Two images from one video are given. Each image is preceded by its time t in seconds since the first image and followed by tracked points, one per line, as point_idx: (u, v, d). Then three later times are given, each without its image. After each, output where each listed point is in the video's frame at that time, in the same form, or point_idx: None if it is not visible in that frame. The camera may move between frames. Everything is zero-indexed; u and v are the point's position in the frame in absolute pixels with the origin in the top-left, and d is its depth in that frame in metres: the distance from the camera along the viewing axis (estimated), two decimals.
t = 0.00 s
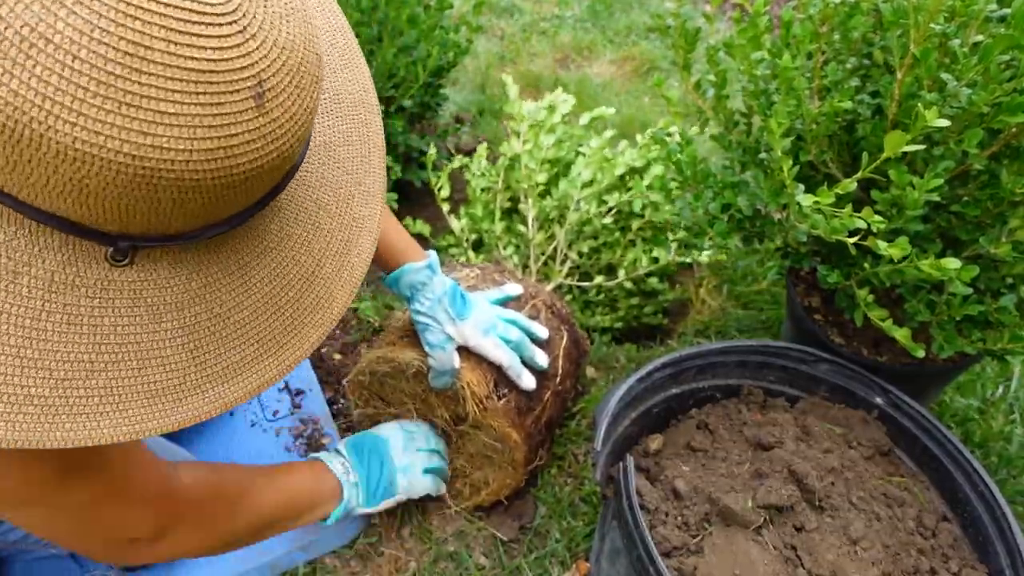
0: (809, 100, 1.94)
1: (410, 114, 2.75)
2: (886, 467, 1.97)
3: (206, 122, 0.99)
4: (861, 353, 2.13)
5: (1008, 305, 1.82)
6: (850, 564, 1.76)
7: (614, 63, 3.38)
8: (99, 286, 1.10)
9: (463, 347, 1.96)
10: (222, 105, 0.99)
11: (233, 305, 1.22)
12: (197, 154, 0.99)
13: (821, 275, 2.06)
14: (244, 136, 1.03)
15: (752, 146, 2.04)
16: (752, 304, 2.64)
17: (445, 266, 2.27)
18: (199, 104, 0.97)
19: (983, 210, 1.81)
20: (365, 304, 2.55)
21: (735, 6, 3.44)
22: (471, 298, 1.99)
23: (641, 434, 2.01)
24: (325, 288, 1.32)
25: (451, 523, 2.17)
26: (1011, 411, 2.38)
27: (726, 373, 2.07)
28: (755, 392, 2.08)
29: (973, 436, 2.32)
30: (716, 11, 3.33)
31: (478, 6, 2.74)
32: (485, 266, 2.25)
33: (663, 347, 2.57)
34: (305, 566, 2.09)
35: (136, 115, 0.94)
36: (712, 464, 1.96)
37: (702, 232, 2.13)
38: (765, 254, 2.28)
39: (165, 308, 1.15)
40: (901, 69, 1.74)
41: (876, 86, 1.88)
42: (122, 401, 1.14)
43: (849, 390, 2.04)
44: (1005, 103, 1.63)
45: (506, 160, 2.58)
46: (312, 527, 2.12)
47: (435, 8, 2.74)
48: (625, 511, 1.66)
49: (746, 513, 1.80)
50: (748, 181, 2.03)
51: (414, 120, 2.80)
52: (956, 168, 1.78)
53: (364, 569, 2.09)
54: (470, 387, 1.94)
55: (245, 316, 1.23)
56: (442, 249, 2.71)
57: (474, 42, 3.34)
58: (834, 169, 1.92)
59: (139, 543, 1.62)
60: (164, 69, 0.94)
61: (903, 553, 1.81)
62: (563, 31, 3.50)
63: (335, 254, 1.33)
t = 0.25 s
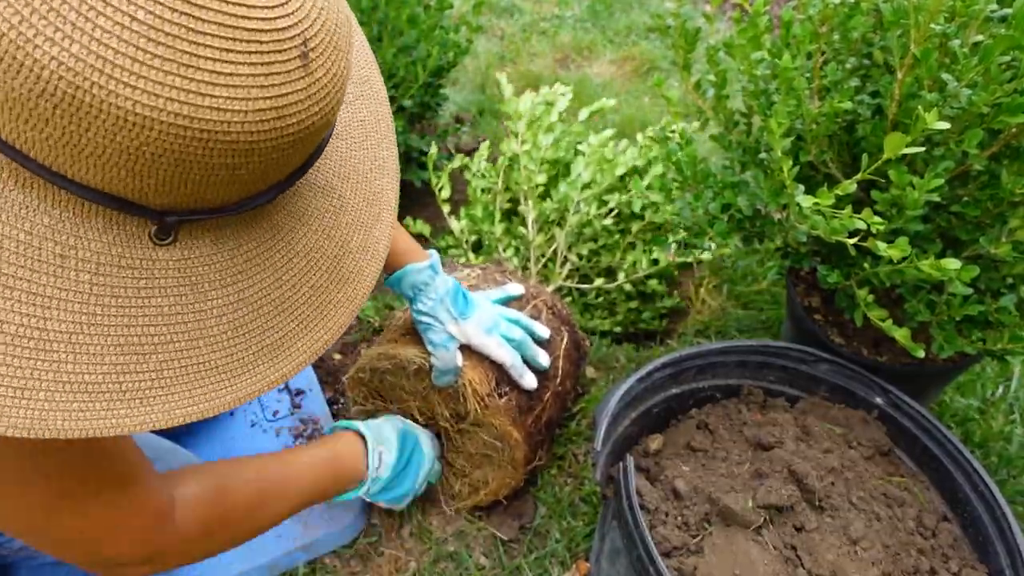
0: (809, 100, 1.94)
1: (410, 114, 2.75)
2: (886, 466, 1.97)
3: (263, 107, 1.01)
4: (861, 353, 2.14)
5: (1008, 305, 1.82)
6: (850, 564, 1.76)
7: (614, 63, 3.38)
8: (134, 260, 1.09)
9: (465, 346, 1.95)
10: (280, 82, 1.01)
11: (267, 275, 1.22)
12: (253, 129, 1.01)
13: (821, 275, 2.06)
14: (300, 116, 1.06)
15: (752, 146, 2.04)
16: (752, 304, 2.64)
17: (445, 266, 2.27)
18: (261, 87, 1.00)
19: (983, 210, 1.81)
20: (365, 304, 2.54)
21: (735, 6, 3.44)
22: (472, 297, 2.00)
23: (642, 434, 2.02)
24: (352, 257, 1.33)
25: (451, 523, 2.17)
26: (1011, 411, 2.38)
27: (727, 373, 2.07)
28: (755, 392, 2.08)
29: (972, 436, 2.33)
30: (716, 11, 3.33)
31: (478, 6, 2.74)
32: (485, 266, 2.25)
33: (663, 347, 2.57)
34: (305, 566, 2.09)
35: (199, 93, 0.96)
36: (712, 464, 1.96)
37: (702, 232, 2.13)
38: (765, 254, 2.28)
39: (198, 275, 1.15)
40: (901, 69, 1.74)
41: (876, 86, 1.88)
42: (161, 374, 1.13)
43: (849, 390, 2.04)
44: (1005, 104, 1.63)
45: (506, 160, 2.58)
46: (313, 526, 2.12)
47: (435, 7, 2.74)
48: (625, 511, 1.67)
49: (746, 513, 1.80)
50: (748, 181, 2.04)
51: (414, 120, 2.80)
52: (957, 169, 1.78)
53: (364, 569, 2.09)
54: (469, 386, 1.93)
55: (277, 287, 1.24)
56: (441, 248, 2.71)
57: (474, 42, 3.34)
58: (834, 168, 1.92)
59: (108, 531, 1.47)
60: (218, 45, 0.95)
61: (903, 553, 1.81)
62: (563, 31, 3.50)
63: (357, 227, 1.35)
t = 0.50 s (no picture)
0: (808, 100, 1.94)
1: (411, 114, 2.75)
2: (886, 466, 1.97)
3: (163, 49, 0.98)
4: (860, 353, 2.14)
5: (1007, 305, 1.82)
6: (850, 564, 1.76)
7: (614, 64, 3.39)
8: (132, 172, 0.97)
9: (371, 298, 2.00)
10: (185, 31, 0.99)
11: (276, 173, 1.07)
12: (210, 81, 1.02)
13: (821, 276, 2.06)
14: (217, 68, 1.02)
15: (752, 146, 2.04)
16: (752, 304, 2.64)
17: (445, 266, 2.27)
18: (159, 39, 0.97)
19: (982, 210, 1.81)
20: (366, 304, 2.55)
21: (735, 6, 3.44)
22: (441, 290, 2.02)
23: (641, 433, 2.02)
24: (383, 152, 1.21)
25: (451, 523, 2.17)
26: (1011, 411, 2.38)
27: (726, 373, 2.08)
28: (755, 392, 2.08)
29: (972, 435, 2.32)
30: (716, 11, 3.33)
31: (478, 6, 2.74)
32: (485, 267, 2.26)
33: (662, 347, 2.57)
34: (305, 566, 2.10)
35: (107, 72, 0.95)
36: (712, 464, 1.96)
37: (702, 232, 2.14)
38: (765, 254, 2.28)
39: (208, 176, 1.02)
40: (900, 69, 1.74)
41: (875, 86, 1.89)
42: (191, 185, 1.00)
43: (849, 389, 2.04)
44: (1004, 103, 1.63)
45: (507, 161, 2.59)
46: (312, 526, 2.13)
47: (435, 8, 2.74)
48: (625, 511, 1.67)
49: (746, 513, 1.80)
50: (748, 181, 2.04)
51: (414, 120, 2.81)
52: (956, 168, 1.79)
53: (365, 569, 2.10)
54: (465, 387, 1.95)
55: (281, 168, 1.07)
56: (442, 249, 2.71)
57: (474, 42, 3.35)
58: (833, 169, 1.92)
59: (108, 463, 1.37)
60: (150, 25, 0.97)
61: (903, 553, 1.81)
62: (563, 31, 3.50)
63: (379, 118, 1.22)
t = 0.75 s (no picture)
0: (808, 101, 1.94)
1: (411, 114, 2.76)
2: (885, 466, 1.97)
3: None
4: (860, 353, 2.14)
5: (1006, 306, 1.83)
6: (849, 563, 1.77)
7: (614, 64, 3.39)
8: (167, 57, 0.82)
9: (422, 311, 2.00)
10: None
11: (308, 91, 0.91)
12: None
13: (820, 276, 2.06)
14: None
15: (751, 146, 2.05)
16: (752, 304, 2.65)
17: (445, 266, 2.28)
18: None
19: (981, 211, 1.82)
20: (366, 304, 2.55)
21: (735, 6, 3.45)
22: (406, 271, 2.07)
23: (641, 433, 2.02)
24: (416, 70, 1.11)
25: (451, 522, 2.17)
26: (1010, 411, 2.38)
27: (726, 373, 2.08)
28: (755, 392, 2.08)
29: (971, 435, 2.33)
30: (716, 11, 3.33)
31: (478, 7, 2.75)
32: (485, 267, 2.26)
33: (662, 347, 2.57)
34: (306, 565, 2.10)
35: None
36: (712, 464, 1.96)
37: (702, 232, 2.14)
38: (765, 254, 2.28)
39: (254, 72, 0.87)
40: (898, 70, 1.74)
41: (874, 87, 1.89)
42: (240, 44, 0.85)
43: (849, 389, 2.04)
44: (1002, 104, 1.64)
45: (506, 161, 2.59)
46: (313, 526, 2.13)
47: (435, 8, 2.75)
48: (625, 511, 1.67)
49: (745, 513, 1.81)
50: (747, 182, 2.04)
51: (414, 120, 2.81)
52: (954, 169, 1.79)
53: (365, 568, 2.10)
54: (459, 375, 1.97)
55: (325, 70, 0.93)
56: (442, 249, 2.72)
57: (474, 42, 3.35)
58: (833, 169, 1.93)
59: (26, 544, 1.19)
60: None
61: (902, 552, 1.82)
62: (563, 31, 3.51)
63: (415, 55, 1.13)
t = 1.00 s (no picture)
0: (809, 101, 1.94)
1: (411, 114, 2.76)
2: (885, 466, 1.97)
3: None
4: (860, 354, 2.14)
5: (1007, 306, 1.83)
6: (849, 564, 1.77)
7: (614, 64, 3.39)
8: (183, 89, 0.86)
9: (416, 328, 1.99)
10: None
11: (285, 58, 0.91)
12: None
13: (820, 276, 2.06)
14: None
15: (752, 146, 2.05)
16: (752, 304, 2.64)
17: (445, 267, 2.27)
18: None
19: (982, 211, 1.82)
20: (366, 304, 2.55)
21: (735, 6, 3.45)
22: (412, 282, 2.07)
23: (641, 434, 2.02)
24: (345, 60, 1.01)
25: (451, 523, 2.17)
26: (1011, 411, 2.38)
27: (726, 373, 2.08)
28: (755, 392, 2.08)
29: (971, 435, 2.33)
30: (716, 11, 3.33)
31: (478, 6, 2.75)
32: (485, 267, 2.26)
33: (662, 347, 2.57)
34: (305, 566, 2.10)
35: None
36: (712, 464, 1.96)
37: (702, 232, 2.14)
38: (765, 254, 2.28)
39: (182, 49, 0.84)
40: (899, 70, 1.74)
41: (874, 87, 1.89)
42: (172, 48, 0.80)
43: (849, 389, 2.04)
44: (1004, 104, 1.63)
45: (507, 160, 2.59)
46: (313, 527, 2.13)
47: (436, 8, 2.75)
48: (625, 511, 1.67)
49: (745, 513, 1.81)
50: (747, 182, 2.04)
51: (415, 120, 2.81)
52: (956, 169, 1.79)
53: (364, 569, 2.10)
54: (450, 392, 1.96)
55: (250, 64, 0.86)
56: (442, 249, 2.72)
57: (474, 42, 3.35)
58: (833, 169, 1.93)
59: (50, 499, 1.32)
60: None
61: (902, 552, 1.82)
62: (563, 31, 3.50)
63: (346, 46, 1.03)
